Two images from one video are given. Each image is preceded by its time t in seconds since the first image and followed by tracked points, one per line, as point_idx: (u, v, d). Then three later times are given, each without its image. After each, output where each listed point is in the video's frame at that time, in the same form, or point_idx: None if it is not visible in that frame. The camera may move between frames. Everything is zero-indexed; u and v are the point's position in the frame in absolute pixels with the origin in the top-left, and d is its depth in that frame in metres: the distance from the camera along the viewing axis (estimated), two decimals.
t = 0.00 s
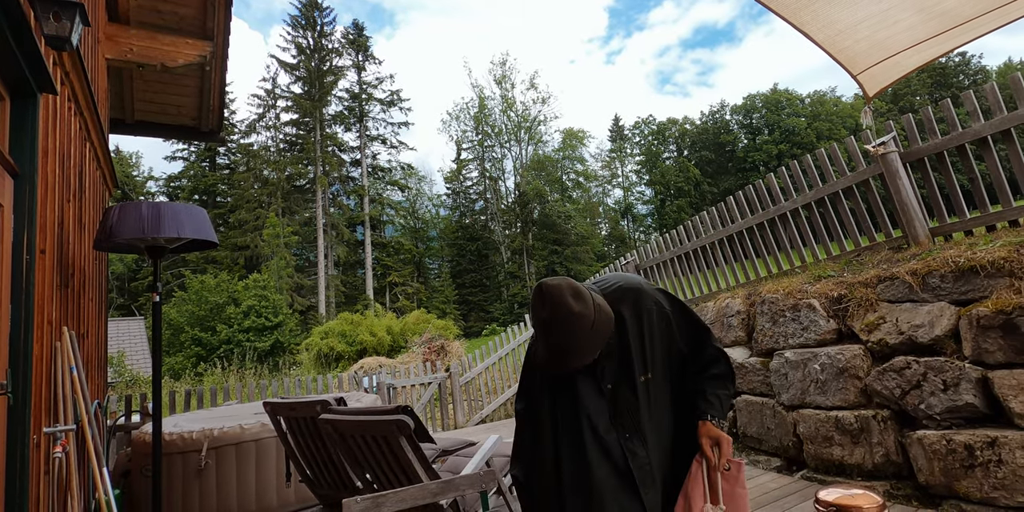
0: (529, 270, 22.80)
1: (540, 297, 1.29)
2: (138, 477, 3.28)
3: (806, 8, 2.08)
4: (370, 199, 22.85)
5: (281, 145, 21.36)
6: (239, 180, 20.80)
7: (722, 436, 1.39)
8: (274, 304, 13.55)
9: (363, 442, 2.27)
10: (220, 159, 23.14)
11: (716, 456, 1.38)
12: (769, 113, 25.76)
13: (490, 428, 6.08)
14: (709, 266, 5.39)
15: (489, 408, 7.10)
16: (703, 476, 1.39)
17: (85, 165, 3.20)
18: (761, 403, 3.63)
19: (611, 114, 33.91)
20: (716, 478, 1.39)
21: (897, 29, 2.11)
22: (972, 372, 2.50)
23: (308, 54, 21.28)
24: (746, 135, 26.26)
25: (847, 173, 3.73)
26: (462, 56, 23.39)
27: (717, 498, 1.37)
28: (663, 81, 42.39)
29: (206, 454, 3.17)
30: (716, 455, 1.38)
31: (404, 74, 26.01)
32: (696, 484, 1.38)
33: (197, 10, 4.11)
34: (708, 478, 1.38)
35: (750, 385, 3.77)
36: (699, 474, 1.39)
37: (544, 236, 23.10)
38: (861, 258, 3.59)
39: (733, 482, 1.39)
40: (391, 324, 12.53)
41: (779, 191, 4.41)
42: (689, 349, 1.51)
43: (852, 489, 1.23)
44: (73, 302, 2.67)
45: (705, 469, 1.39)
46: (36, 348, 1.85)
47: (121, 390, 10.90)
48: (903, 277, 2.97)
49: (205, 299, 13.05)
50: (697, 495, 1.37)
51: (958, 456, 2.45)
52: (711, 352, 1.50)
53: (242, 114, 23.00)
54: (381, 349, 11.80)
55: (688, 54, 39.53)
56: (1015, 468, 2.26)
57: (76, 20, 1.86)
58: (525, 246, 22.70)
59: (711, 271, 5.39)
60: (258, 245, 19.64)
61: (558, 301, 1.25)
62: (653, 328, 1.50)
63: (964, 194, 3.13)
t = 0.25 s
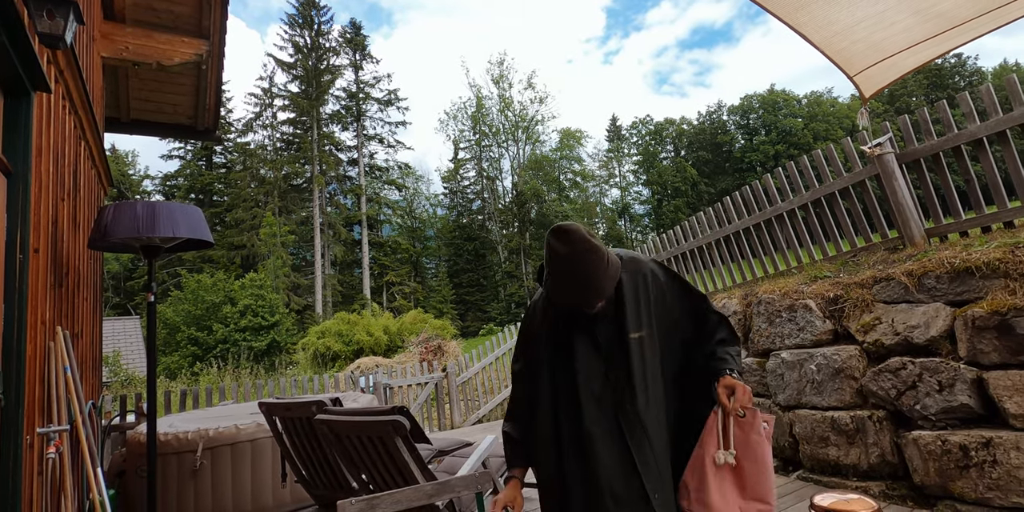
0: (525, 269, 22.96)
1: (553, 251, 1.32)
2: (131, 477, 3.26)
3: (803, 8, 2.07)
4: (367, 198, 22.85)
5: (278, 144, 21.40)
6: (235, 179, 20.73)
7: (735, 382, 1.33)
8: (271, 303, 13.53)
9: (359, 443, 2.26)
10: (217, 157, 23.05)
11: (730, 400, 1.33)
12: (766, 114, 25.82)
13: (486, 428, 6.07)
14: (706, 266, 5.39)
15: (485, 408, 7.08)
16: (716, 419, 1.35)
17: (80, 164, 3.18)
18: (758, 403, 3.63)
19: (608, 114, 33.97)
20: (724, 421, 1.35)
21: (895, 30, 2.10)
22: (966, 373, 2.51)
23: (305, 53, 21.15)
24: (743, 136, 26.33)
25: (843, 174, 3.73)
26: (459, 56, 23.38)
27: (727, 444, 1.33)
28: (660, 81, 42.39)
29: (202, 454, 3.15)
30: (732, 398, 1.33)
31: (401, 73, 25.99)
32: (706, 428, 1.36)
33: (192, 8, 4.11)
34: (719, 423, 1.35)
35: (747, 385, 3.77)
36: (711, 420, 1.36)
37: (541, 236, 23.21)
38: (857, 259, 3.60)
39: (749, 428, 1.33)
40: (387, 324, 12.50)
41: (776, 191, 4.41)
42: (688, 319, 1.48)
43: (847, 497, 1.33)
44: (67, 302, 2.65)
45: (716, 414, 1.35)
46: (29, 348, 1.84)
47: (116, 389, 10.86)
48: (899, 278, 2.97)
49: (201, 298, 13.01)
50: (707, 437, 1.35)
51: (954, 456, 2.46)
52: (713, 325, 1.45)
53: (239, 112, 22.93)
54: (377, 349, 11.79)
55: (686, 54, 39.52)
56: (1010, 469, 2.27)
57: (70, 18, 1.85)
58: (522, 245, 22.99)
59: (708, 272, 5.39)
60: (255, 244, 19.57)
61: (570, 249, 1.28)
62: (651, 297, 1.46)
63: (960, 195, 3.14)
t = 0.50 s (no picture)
0: (523, 269, 23.04)
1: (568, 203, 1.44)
2: (127, 478, 3.25)
3: (800, 10, 2.07)
4: (364, 197, 22.82)
5: (275, 143, 21.42)
6: (232, 178, 20.66)
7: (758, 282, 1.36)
8: (267, 303, 13.49)
9: (354, 444, 2.26)
10: (214, 157, 22.99)
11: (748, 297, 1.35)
12: (763, 114, 25.90)
13: (483, 429, 6.07)
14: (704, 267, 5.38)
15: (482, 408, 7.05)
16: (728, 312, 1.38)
17: (74, 163, 3.16)
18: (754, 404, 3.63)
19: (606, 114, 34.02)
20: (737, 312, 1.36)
21: (891, 32, 2.11)
22: (962, 374, 2.51)
23: (303, 52, 21.13)
24: (741, 136, 26.39)
25: (840, 175, 3.74)
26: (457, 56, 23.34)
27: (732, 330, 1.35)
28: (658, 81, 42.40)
29: (197, 455, 3.14)
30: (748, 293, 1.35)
31: (399, 72, 25.95)
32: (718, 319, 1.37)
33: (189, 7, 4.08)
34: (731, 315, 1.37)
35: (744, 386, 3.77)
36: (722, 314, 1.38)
37: (539, 236, 23.29)
38: (853, 260, 3.60)
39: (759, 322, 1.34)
40: (385, 324, 12.48)
41: (772, 192, 4.41)
42: (692, 284, 1.52)
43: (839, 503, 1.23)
44: (62, 302, 2.63)
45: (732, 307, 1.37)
46: (24, 349, 1.82)
47: (112, 389, 10.81)
48: (895, 279, 2.97)
49: (198, 298, 12.97)
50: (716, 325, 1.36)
51: (949, 458, 2.47)
52: (713, 274, 1.49)
53: (236, 111, 22.86)
54: (374, 349, 11.77)
55: (684, 54, 39.13)
56: (1004, 470, 2.28)
57: (64, 17, 1.83)
58: (520, 245, 23.11)
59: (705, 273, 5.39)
60: (252, 244, 19.51)
61: (586, 198, 1.39)
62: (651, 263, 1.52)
63: (955, 197, 3.14)
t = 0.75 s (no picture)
0: (521, 269, 23.09)
1: (590, 180, 1.41)
2: (122, 478, 3.23)
3: (798, 10, 2.07)
4: (362, 197, 22.81)
5: (273, 142, 21.38)
6: (230, 177, 20.61)
7: (768, 203, 1.31)
8: (265, 302, 13.49)
9: (351, 444, 2.25)
10: (211, 156, 22.93)
11: (757, 217, 1.30)
12: (761, 114, 25.98)
13: (480, 429, 6.07)
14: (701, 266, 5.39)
15: (480, 409, 6.96)
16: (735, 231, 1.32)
17: (70, 162, 3.15)
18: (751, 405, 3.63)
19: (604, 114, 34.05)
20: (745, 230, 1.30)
21: (887, 33, 2.11)
22: (958, 374, 2.52)
23: (300, 52, 21.11)
24: (738, 136, 26.46)
25: (837, 175, 3.74)
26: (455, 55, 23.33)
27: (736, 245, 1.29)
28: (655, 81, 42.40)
29: (192, 455, 3.13)
30: (757, 213, 1.31)
31: (397, 72, 25.94)
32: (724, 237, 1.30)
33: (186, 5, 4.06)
34: (738, 233, 1.31)
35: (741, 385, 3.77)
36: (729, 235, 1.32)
37: (537, 236, 23.32)
38: (850, 261, 3.61)
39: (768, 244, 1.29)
40: (382, 323, 12.46)
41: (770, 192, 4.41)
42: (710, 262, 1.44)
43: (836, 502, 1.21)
44: (56, 301, 2.61)
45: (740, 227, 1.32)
46: (17, 348, 1.80)
47: (107, 389, 10.77)
48: (891, 279, 2.98)
49: (195, 297, 12.92)
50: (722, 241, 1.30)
51: (945, 457, 2.48)
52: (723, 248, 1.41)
53: (233, 110, 22.83)
54: (371, 349, 11.76)
55: (682, 54, 38.89)
56: (1000, 470, 2.29)
57: (59, 14, 1.81)
58: (518, 245, 23.18)
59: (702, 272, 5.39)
60: (249, 243, 19.45)
61: (609, 176, 1.39)
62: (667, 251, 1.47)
63: (952, 197, 3.15)
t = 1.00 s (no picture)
0: (518, 269, 23.08)
1: (596, 179, 1.62)
2: (118, 478, 3.22)
3: (795, 12, 2.08)
4: (359, 196, 22.77)
5: (270, 141, 21.29)
6: (227, 176, 20.56)
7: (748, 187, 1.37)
8: (262, 302, 13.48)
9: (348, 444, 2.24)
10: (208, 154, 22.86)
11: (744, 202, 1.36)
12: (758, 115, 26.02)
13: (477, 429, 6.07)
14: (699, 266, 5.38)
15: (477, 408, 6.95)
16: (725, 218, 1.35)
17: (66, 161, 3.13)
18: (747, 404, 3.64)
19: (602, 114, 34.10)
20: (733, 217, 1.35)
21: (884, 34, 2.12)
22: (953, 374, 2.53)
23: (298, 50, 21.04)
24: (735, 137, 26.50)
25: (834, 176, 3.75)
26: (453, 55, 23.29)
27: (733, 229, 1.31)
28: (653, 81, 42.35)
29: (189, 455, 3.12)
30: (740, 199, 1.36)
31: (395, 71, 25.93)
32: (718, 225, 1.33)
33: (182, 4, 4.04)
34: (729, 220, 1.34)
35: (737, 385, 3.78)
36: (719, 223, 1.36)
37: (534, 235, 23.39)
38: (847, 261, 3.62)
39: (763, 224, 1.34)
40: (379, 323, 12.44)
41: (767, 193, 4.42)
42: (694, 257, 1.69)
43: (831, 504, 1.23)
44: (52, 300, 2.60)
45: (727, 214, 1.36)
46: (12, 348, 1.80)
47: (103, 389, 10.73)
48: (888, 280, 2.99)
49: (191, 296, 12.86)
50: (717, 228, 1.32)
51: (941, 457, 2.48)
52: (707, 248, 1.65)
53: (231, 109, 22.78)
54: (369, 349, 11.75)
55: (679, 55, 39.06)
56: (995, 469, 2.30)
57: (54, 12, 1.79)
58: (515, 245, 23.19)
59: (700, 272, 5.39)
60: (246, 242, 19.39)
61: (613, 172, 1.59)
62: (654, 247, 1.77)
63: (948, 198, 3.15)
